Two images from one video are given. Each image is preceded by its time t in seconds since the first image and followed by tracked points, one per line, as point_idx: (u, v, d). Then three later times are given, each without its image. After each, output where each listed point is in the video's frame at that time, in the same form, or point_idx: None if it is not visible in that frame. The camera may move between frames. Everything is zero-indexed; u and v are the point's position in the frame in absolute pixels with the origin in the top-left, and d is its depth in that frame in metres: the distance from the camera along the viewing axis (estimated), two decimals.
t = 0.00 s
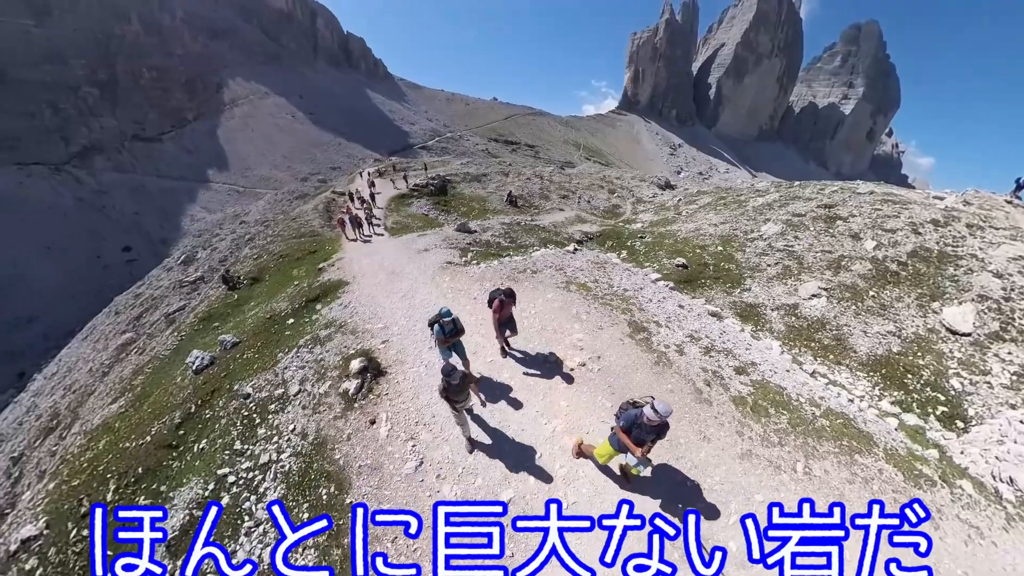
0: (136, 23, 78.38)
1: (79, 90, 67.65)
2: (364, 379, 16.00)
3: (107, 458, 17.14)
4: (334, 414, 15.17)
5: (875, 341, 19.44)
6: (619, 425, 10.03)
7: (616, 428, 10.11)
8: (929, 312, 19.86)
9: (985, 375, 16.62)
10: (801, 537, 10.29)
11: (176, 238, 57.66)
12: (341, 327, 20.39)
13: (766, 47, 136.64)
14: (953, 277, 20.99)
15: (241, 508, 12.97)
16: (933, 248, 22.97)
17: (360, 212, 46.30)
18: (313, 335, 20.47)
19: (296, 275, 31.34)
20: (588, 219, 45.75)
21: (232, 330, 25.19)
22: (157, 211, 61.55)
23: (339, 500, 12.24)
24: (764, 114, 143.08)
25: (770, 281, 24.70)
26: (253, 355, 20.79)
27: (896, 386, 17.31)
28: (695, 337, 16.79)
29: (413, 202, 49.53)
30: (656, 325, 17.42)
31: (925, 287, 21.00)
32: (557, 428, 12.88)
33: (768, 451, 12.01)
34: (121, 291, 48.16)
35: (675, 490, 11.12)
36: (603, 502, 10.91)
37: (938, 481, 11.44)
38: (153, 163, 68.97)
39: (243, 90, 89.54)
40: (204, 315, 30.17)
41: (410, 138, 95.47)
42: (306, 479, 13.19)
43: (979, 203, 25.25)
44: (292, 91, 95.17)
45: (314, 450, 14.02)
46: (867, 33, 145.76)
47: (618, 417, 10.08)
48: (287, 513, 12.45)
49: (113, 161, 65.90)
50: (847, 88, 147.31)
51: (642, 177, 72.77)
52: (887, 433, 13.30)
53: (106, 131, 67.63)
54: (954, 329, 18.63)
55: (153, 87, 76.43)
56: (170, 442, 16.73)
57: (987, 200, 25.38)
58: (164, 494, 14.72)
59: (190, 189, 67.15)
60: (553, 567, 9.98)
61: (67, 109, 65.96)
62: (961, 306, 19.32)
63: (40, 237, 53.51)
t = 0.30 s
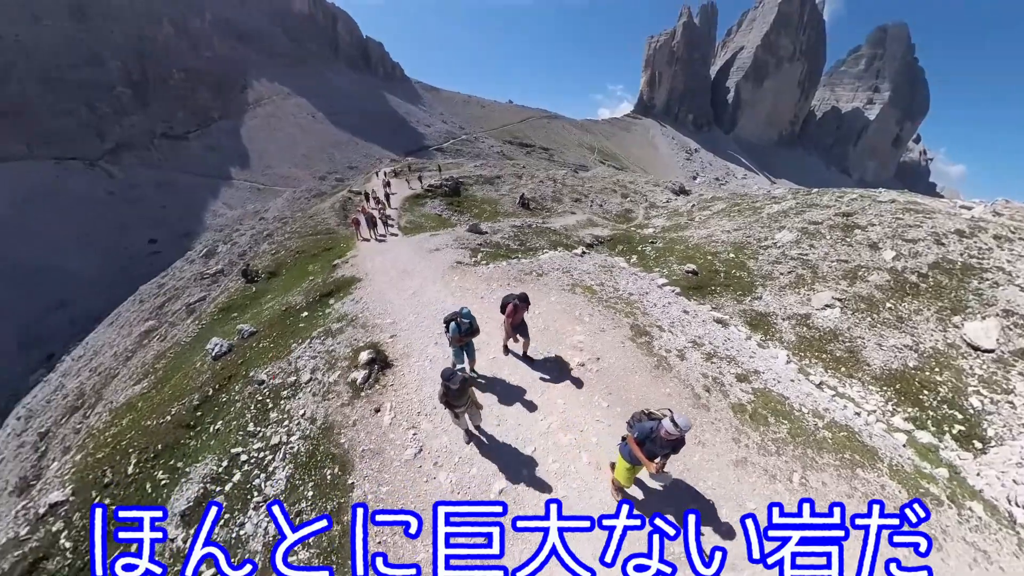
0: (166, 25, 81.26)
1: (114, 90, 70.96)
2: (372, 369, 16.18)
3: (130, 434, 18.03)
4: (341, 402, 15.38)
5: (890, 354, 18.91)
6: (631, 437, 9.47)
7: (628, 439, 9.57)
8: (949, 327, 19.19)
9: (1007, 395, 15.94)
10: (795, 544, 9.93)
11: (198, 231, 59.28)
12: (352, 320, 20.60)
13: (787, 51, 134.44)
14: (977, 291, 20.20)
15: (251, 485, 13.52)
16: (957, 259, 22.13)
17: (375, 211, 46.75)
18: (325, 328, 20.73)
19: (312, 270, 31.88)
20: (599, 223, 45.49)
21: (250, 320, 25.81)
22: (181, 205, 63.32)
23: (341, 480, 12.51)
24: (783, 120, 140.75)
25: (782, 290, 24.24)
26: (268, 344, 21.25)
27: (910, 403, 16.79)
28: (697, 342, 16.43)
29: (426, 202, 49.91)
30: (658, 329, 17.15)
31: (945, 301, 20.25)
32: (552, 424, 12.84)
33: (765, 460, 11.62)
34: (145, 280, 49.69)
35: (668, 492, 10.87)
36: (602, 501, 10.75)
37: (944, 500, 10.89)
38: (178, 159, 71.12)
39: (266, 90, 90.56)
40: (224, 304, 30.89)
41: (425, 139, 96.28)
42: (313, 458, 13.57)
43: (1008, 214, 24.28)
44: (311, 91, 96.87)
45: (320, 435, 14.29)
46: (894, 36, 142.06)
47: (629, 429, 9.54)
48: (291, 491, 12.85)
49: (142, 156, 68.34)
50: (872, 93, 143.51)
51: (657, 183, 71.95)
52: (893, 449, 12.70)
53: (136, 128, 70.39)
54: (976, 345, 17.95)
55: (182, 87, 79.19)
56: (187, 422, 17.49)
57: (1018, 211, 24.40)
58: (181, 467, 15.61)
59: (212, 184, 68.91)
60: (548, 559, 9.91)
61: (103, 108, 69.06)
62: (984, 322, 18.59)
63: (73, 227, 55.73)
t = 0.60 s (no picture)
0: (194, 26, 83.69)
1: (145, 88, 72.89)
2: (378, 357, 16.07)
3: (148, 411, 18.28)
4: (348, 386, 15.27)
5: (908, 367, 18.01)
6: (640, 456, 8.76)
7: (637, 458, 8.87)
8: (973, 339, 18.24)
9: None
10: (790, 557, 8.85)
11: (221, 227, 60.77)
12: (363, 312, 20.48)
13: (809, 54, 131.83)
14: (1005, 303, 19.14)
15: (258, 460, 13.50)
16: (985, 270, 21.06)
17: (389, 209, 47.00)
18: (336, 319, 20.64)
19: (327, 264, 32.06)
20: (611, 226, 45.00)
21: (266, 309, 26.07)
22: (205, 200, 64.92)
23: (342, 459, 12.40)
24: (805, 125, 138.03)
25: (796, 298, 23.47)
26: (282, 333, 21.33)
27: (928, 418, 15.89)
28: (702, 345, 15.60)
29: (440, 202, 50.05)
30: (662, 330, 16.39)
31: (971, 313, 19.25)
32: (548, 417, 12.28)
33: (764, 465, 10.77)
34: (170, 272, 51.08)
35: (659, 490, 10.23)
36: (596, 494, 10.19)
37: (958, 520, 9.84)
38: (204, 155, 72.81)
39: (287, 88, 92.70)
40: (242, 295, 31.35)
41: (441, 141, 96.90)
42: (320, 435, 13.51)
43: None
44: (330, 91, 98.27)
45: (326, 417, 14.13)
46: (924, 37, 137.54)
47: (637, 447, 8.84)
48: (294, 468, 12.77)
49: (169, 153, 70.16)
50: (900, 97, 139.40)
51: (672, 187, 70.95)
52: (905, 464, 11.66)
53: (165, 125, 72.34)
54: (1004, 360, 16.76)
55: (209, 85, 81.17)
56: (203, 400, 17.69)
57: None
58: (194, 442, 15.79)
59: (235, 180, 70.31)
60: (535, 545, 9.44)
61: (135, 106, 71.05)
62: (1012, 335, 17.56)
63: (102, 218, 57.50)
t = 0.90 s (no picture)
0: (221, 28, 86.11)
1: (173, 89, 75.08)
2: (389, 346, 16.43)
3: (171, 390, 18.93)
4: (358, 372, 15.48)
5: (921, 378, 17.51)
6: (649, 458, 8.41)
7: (645, 460, 8.54)
8: (990, 352, 17.68)
9: None
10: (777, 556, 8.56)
11: (241, 223, 62.20)
12: (375, 305, 20.72)
13: (830, 57, 129.86)
14: None
15: (271, 436, 13.88)
16: (1006, 281, 20.41)
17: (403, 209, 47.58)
18: (348, 311, 20.95)
19: (342, 260, 32.58)
20: (622, 230, 44.88)
21: (283, 301, 26.67)
22: (228, 197, 66.56)
23: (349, 436, 12.72)
24: (825, 130, 135.83)
25: (807, 305, 23.08)
26: (296, 323, 21.75)
27: (940, 431, 15.46)
28: (702, 346, 15.32)
29: (452, 203, 50.44)
30: (663, 331, 16.16)
31: (990, 324, 18.65)
32: (544, 406, 12.31)
33: (757, 464, 10.50)
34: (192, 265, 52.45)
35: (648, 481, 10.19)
36: (585, 481, 10.22)
37: (958, 531, 9.45)
38: (227, 153, 74.50)
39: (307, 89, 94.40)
40: (260, 287, 32.10)
41: (456, 143, 97.62)
42: (331, 414, 13.81)
43: None
44: (347, 92, 99.78)
45: (337, 399, 14.39)
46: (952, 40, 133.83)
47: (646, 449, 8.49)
48: (304, 444, 13.11)
49: (194, 151, 72.03)
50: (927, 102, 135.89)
51: (685, 192, 70.38)
52: (906, 473, 11.32)
53: (191, 124, 74.33)
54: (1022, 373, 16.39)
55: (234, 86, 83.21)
56: (221, 383, 18.25)
57: None
58: (212, 420, 16.32)
59: (256, 178, 71.74)
60: (524, 524, 9.52)
61: (164, 106, 73.03)
62: None
63: (129, 212, 59.12)
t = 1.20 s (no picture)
0: (240, 31, 87.78)
1: (195, 90, 76.29)
2: (393, 336, 16.41)
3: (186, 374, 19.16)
4: (364, 360, 15.52)
5: (934, 387, 16.70)
6: (666, 469, 7.88)
7: (662, 470, 8.01)
8: (1008, 361, 16.85)
9: None
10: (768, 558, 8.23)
11: (256, 219, 62.86)
12: (382, 298, 20.73)
13: (849, 60, 128.00)
14: None
15: (277, 419, 13.86)
16: None
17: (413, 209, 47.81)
18: (357, 303, 20.96)
19: (353, 256, 32.77)
20: (630, 233, 44.55)
21: (294, 294, 26.89)
22: (245, 194, 67.30)
23: (350, 420, 12.69)
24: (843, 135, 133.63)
25: (816, 311, 22.56)
26: (306, 314, 21.82)
27: (953, 443, 14.58)
28: (702, 346, 14.99)
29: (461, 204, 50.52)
30: (663, 330, 15.89)
31: (1010, 332, 17.83)
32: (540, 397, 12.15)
33: (752, 464, 10.16)
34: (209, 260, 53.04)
35: (639, 475, 9.97)
36: (575, 470, 10.07)
37: (965, 545, 8.96)
38: (244, 152, 75.54)
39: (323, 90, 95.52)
40: (273, 281, 32.44)
41: (467, 145, 98.03)
42: (335, 400, 13.76)
43: None
44: (361, 94, 100.78)
45: (341, 386, 14.36)
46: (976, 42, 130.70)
47: (664, 458, 7.97)
48: (308, 427, 13.07)
49: (214, 149, 73.10)
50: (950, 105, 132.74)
51: (696, 197, 69.65)
52: (911, 482, 10.88)
53: (212, 124, 75.48)
54: None
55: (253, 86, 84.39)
56: (220, 384, 17.54)
57: None
58: (222, 403, 16.38)
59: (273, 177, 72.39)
60: (513, 509, 9.40)
61: (186, 106, 74.43)
62: None
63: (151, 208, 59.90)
